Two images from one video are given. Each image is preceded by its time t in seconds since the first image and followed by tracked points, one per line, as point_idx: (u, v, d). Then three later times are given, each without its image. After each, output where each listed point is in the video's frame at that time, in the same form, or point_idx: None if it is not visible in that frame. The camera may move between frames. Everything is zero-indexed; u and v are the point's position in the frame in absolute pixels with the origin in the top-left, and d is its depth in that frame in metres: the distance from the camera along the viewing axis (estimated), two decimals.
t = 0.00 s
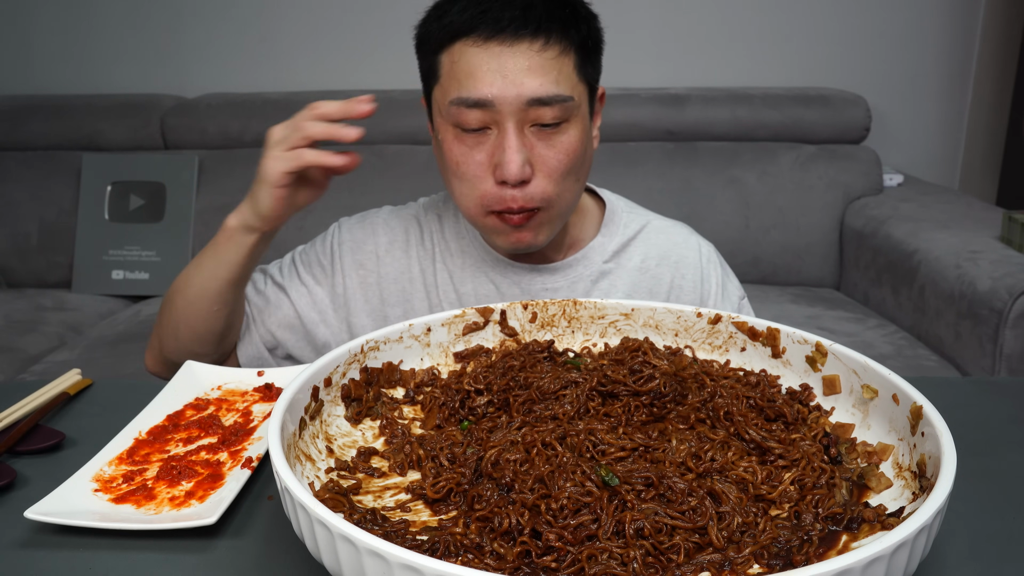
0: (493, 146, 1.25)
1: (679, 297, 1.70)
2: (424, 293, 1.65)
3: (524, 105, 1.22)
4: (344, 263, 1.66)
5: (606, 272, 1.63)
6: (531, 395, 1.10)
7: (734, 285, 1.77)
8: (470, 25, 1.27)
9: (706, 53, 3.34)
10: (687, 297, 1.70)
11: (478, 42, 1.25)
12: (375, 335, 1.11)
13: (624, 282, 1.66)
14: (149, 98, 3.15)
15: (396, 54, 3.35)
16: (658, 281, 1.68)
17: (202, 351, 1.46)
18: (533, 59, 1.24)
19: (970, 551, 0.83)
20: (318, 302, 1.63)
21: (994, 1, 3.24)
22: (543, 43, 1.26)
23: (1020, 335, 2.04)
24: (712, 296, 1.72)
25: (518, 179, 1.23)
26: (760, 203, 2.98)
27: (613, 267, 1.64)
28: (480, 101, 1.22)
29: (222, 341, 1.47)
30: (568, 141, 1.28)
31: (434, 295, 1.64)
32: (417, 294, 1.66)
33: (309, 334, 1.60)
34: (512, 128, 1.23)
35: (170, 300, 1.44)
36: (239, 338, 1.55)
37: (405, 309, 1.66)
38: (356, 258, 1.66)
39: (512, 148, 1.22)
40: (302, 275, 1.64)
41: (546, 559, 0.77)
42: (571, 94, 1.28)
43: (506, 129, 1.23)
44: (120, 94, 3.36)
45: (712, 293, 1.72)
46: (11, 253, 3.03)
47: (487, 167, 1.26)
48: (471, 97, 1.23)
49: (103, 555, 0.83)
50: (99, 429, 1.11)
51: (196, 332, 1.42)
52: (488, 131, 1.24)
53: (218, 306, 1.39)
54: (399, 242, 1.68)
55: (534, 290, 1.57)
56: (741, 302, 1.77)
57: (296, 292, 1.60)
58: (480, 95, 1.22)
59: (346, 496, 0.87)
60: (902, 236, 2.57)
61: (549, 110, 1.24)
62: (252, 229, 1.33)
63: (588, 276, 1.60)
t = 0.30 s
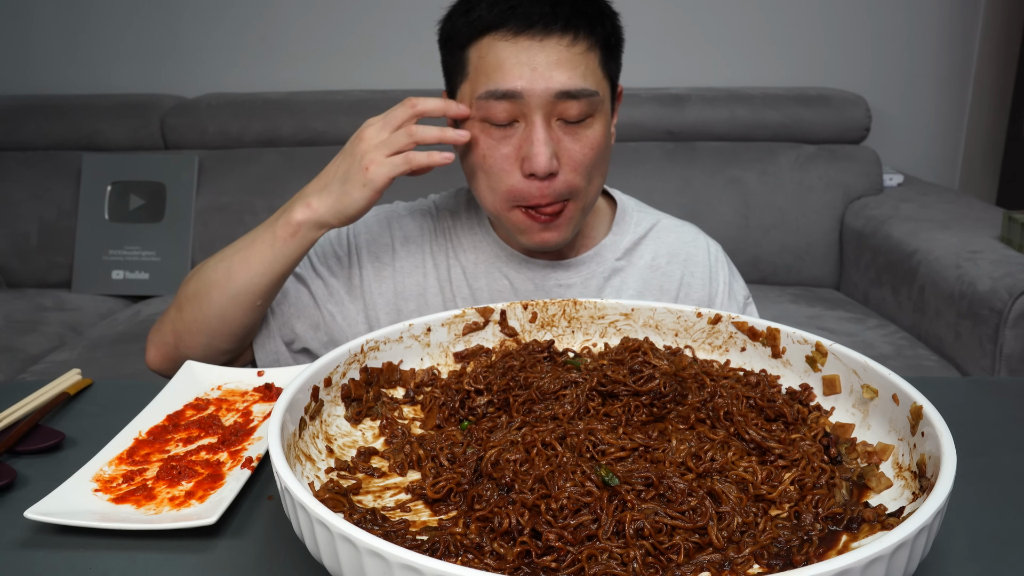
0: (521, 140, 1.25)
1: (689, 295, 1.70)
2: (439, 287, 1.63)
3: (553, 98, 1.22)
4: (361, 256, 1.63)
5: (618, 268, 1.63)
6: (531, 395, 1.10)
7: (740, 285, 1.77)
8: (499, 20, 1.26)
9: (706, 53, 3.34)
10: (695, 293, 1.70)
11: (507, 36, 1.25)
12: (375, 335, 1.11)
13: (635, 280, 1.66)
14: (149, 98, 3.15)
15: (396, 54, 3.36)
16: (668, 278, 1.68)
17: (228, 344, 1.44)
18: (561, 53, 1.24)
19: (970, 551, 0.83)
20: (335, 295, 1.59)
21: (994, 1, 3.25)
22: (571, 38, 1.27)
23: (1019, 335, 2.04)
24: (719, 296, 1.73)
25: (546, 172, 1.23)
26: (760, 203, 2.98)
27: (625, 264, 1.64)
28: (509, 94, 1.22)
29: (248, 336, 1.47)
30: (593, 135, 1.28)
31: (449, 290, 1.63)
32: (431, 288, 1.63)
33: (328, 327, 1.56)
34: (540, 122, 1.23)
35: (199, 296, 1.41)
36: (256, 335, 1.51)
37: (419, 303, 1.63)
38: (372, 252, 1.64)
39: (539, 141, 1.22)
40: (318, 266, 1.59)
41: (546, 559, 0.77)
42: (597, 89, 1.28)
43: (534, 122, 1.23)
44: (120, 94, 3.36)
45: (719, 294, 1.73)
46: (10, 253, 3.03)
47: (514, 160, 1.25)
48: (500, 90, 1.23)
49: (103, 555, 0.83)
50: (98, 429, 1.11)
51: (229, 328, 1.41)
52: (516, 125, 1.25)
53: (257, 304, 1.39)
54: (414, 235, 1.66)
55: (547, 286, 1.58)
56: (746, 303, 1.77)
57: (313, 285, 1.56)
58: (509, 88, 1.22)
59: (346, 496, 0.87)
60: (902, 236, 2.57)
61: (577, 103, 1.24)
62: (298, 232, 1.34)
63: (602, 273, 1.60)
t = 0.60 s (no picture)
0: (533, 143, 1.25)
1: (699, 299, 1.70)
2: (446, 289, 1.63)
3: (566, 104, 1.22)
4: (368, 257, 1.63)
5: (627, 273, 1.64)
6: (531, 395, 1.10)
7: (748, 290, 1.78)
8: (516, 23, 1.26)
9: (706, 54, 3.34)
10: (705, 298, 1.70)
11: (525, 39, 1.25)
12: (375, 335, 1.11)
13: (644, 285, 1.66)
14: (149, 98, 3.15)
15: (396, 54, 3.36)
16: (677, 282, 1.69)
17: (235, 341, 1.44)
18: (578, 59, 1.24)
19: (970, 550, 0.83)
20: (341, 294, 1.58)
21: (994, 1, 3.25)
22: (588, 43, 1.26)
23: (1019, 335, 2.04)
24: (728, 299, 1.73)
25: (556, 178, 1.23)
26: (760, 203, 2.98)
27: (633, 268, 1.65)
28: (523, 97, 1.22)
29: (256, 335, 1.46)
30: (605, 142, 1.28)
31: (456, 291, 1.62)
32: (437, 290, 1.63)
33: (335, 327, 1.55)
34: (553, 126, 1.23)
35: (206, 295, 1.41)
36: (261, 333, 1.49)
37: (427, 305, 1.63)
38: (379, 253, 1.64)
39: (551, 146, 1.22)
40: (325, 266, 1.58)
41: (546, 559, 0.76)
42: (612, 96, 1.28)
43: (547, 127, 1.23)
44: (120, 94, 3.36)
45: (728, 297, 1.72)
46: (10, 253, 3.03)
47: (525, 164, 1.26)
48: (514, 93, 1.23)
49: (103, 555, 0.83)
50: (98, 429, 1.11)
51: (236, 328, 1.41)
52: (529, 128, 1.25)
53: (263, 304, 1.39)
54: (422, 236, 1.66)
55: (555, 289, 1.58)
56: (755, 307, 1.77)
57: (320, 284, 1.55)
58: (523, 91, 1.22)
59: (346, 496, 0.87)
60: (902, 236, 2.57)
61: (591, 110, 1.24)
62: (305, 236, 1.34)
63: (610, 277, 1.61)
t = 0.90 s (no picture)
0: (527, 146, 1.25)
1: (701, 304, 1.70)
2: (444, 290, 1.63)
3: (563, 110, 1.22)
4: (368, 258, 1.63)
5: (629, 277, 1.64)
6: (531, 395, 1.10)
7: (751, 295, 1.78)
8: (523, 23, 1.27)
9: (706, 53, 3.34)
10: (707, 303, 1.70)
11: (529, 41, 1.26)
12: (375, 335, 1.11)
13: (645, 289, 1.66)
14: (149, 98, 3.15)
15: (396, 54, 3.36)
16: (679, 288, 1.69)
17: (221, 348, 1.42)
18: (579, 67, 1.24)
19: (970, 550, 0.83)
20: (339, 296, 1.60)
21: (994, 1, 3.25)
22: (592, 51, 1.26)
23: (1019, 335, 2.04)
24: (730, 304, 1.74)
25: (546, 183, 1.23)
26: (760, 203, 2.98)
27: (635, 273, 1.65)
28: (519, 99, 1.22)
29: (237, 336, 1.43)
30: (601, 152, 1.28)
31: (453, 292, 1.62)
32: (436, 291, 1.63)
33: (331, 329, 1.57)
34: (547, 131, 1.23)
35: (176, 303, 1.37)
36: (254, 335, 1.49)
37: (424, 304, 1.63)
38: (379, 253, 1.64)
39: (543, 150, 1.22)
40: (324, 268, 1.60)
41: (546, 559, 0.76)
42: (612, 107, 1.28)
43: (542, 131, 1.23)
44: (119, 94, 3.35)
45: (730, 302, 1.74)
46: (10, 253, 3.03)
47: (517, 166, 1.26)
48: (512, 93, 1.23)
49: (103, 555, 0.83)
50: (98, 429, 1.11)
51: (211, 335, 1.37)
52: (524, 131, 1.25)
53: (229, 311, 1.34)
54: (419, 238, 1.66)
55: (557, 293, 1.57)
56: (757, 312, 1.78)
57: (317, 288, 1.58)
58: (521, 93, 1.22)
59: (346, 496, 0.87)
60: (902, 236, 2.57)
61: (588, 118, 1.24)
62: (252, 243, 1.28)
63: (611, 281, 1.61)
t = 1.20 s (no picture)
0: (514, 146, 1.25)
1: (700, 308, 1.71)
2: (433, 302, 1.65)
3: (552, 113, 1.22)
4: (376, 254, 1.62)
5: (628, 282, 1.64)
6: (531, 395, 1.10)
7: (750, 295, 1.80)
8: (519, 19, 1.28)
9: (706, 53, 3.34)
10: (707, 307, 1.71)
11: (523, 40, 1.26)
12: (375, 335, 1.11)
13: (645, 293, 1.67)
14: (149, 98, 3.15)
15: (396, 54, 3.36)
16: (679, 292, 1.69)
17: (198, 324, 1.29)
18: (573, 70, 1.24)
19: (971, 550, 0.83)
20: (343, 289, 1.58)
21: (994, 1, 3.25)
22: (589, 55, 1.26)
23: (1019, 335, 2.04)
24: (730, 306, 1.75)
25: (530, 185, 1.23)
26: (760, 203, 2.98)
27: (634, 278, 1.66)
28: (510, 98, 1.22)
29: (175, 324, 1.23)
30: (589, 159, 1.27)
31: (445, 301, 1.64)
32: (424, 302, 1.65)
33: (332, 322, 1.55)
34: (535, 133, 1.23)
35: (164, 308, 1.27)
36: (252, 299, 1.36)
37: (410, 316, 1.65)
38: (389, 250, 1.63)
39: (529, 152, 1.23)
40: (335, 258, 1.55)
41: (546, 559, 0.76)
42: (605, 112, 1.27)
43: (530, 132, 1.23)
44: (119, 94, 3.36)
45: (730, 304, 1.75)
46: (10, 253, 3.03)
47: (504, 167, 1.26)
48: (502, 92, 1.23)
49: (103, 555, 0.83)
50: (98, 429, 1.11)
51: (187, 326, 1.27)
52: (512, 131, 1.25)
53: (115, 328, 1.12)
54: (426, 240, 1.65)
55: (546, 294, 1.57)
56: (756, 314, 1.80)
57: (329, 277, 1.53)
58: (511, 92, 1.22)
59: (346, 496, 0.87)
60: (902, 236, 2.57)
61: (577, 122, 1.24)
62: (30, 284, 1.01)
63: (611, 287, 1.61)
